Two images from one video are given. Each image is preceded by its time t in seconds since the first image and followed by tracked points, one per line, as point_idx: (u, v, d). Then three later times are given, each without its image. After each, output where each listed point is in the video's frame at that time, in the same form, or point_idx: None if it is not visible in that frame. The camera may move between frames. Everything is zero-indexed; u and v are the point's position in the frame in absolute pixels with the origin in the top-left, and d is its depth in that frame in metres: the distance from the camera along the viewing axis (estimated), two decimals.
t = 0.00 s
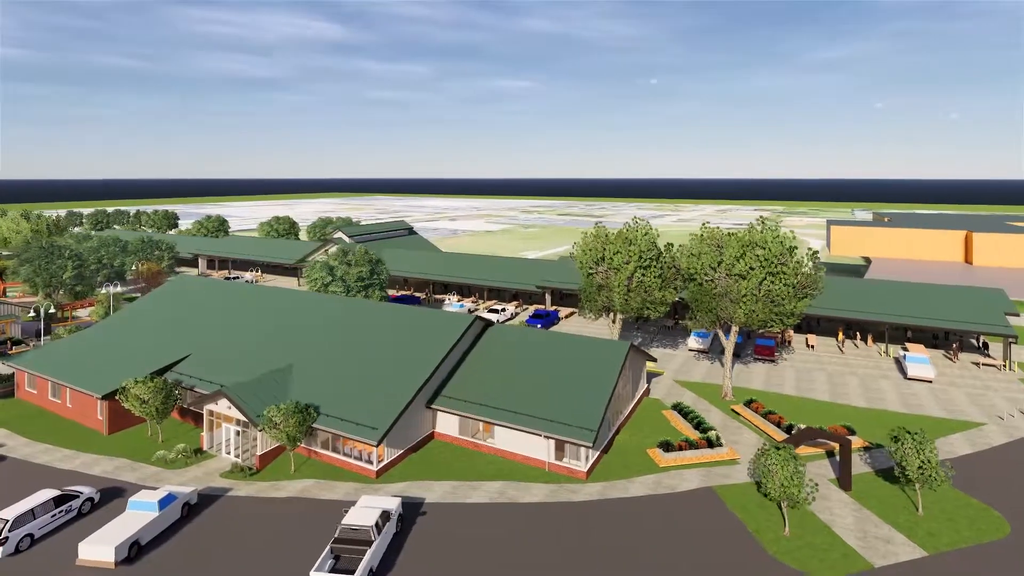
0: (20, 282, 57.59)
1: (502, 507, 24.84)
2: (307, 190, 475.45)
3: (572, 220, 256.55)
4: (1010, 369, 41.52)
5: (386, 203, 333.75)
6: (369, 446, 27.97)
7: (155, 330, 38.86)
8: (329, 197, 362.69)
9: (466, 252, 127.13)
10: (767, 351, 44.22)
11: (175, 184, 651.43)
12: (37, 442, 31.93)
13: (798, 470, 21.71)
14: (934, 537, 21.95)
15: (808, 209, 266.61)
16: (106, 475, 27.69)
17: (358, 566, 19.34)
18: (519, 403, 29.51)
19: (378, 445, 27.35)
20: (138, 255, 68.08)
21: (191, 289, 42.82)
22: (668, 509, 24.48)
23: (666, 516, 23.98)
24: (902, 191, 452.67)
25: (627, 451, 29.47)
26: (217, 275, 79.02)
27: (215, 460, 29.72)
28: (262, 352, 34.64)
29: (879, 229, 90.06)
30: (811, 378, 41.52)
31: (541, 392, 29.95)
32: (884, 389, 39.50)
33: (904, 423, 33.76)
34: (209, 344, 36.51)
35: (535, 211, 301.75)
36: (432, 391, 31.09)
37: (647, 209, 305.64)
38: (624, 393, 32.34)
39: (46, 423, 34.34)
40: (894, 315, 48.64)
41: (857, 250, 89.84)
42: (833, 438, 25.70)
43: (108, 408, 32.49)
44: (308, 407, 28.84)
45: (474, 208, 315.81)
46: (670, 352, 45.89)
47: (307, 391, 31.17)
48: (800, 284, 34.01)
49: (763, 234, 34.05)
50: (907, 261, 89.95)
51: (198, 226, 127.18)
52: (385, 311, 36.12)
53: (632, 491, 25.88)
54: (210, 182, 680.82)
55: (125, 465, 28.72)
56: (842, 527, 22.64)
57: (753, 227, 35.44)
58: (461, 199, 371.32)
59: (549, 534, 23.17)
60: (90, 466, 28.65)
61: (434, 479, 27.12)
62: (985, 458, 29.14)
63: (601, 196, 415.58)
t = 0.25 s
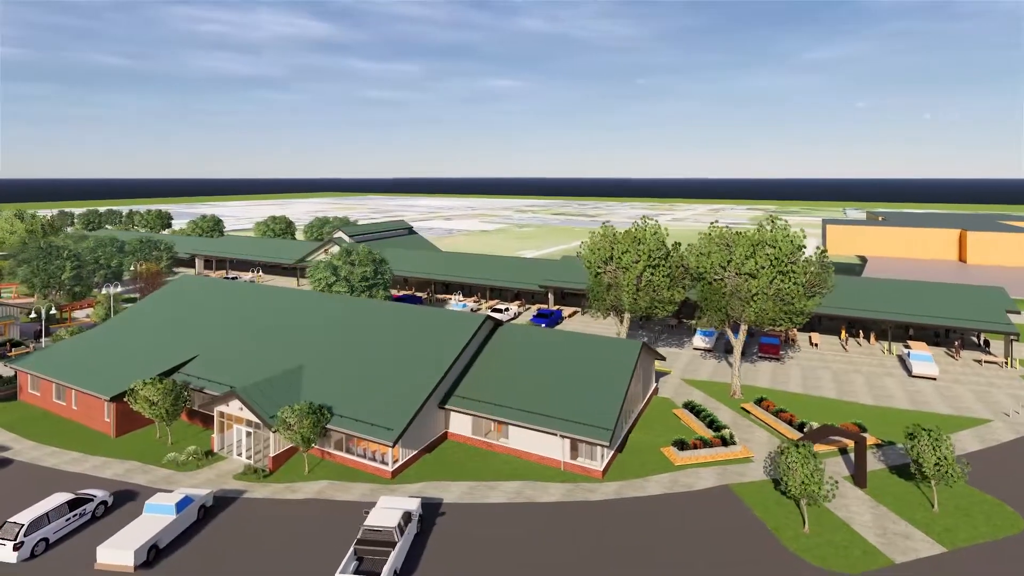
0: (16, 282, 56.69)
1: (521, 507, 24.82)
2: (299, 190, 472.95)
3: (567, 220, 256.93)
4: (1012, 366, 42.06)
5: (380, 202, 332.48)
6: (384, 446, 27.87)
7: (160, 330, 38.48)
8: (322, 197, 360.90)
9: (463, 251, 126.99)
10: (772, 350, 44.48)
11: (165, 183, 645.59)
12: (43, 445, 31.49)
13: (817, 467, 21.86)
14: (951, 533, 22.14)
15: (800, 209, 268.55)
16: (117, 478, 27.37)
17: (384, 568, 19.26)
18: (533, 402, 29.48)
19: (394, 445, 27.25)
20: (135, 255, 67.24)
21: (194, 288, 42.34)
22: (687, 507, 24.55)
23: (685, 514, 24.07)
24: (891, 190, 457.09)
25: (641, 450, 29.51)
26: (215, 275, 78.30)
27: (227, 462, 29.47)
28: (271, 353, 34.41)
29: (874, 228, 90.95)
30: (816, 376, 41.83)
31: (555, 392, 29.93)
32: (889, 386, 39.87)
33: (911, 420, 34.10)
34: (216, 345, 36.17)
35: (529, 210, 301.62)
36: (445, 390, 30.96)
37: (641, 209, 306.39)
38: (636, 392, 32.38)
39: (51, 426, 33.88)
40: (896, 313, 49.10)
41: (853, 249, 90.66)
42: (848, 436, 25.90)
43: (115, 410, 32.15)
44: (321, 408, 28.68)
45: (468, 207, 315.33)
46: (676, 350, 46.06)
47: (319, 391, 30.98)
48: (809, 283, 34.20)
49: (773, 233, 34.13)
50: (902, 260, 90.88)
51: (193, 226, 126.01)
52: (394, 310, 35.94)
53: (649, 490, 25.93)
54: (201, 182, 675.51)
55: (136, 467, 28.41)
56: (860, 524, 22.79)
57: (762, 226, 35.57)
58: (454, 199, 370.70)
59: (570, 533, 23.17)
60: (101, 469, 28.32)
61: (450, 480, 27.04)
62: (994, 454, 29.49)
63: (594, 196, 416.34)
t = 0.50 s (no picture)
0: (14, 283, 55.91)
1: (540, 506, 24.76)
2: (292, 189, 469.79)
3: (562, 219, 257.11)
4: (1015, 363, 42.50)
5: (374, 202, 331.00)
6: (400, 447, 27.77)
7: (166, 331, 38.11)
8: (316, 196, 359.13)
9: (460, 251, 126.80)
10: (777, 348, 44.69)
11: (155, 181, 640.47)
12: (50, 448, 31.07)
13: (838, 465, 21.96)
14: (970, 529, 22.31)
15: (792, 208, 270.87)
16: (130, 481, 27.05)
17: (409, 569, 19.14)
18: (548, 402, 29.46)
19: (411, 446, 27.16)
20: (133, 256, 66.51)
21: (198, 289, 41.89)
22: (705, 506, 24.61)
23: (704, 513, 24.11)
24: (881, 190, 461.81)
25: (656, 448, 29.50)
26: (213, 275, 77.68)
27: (239, 464, 29.20)
28: (280, 354, 34.16)
29: (871, 227, 91.73)
30: (823, 374, 42.06)
31: (570, 391, 29.91)
32: (895, 384, 40.17)
33: (919, 417, 34.39)
34: (225, 346, 35.88)
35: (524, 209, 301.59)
36: (459, 390, 30.87)
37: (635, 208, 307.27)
38: (649, 391, 32.44)
39: (57, 429, 33.41)
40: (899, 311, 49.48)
41: (850, 247, 91.38)
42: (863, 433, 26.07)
43: (124, 412, 31.81)
44: (335, 409, 28.51)
45: (462, 207, 315.05)
46: (682, 349, 46.20)
47: (332, 392, 30.79)
48: (818, 282, 34.41)
49: (783, 232, 34.29)
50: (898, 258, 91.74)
51: (187, 225, 124.92)
52: (403, 310, 35.71)
53: (667, 489, 25.97)
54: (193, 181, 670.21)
55: (148, 470, 28.11)
56: (879, 521, 22.92)
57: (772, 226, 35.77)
58: (449, 198, 370.04)
59: (591, 533, 23.14)
60: (112, 472, 27.98)
61: (466, 480, 26.96)
62: (1004, 451, 29.75)
63: (588, 195, 417.10)
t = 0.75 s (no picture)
0: (13, 284, 55.16)
1: (563, 506, 24.71)
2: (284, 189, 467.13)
3: (557, 219, 257.31)
4: (1019, 360, 42.96)
5: (368, 201, 329.77)
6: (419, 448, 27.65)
7: (174, 331, 37.70)
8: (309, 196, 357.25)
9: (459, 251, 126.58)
10: (784, 347, 44.92)
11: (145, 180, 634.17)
12: (61, 451, 30.66)
13: (863, 463, 22.06)
14: (991, 525, 22.51)
15: (785, 207, 272.60)
16: (145, 484, 26.73)
17: (440, 571, 19.02)
18: (566, 401, 29.43)
19: (431, 446, 27.03)
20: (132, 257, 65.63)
21: (204, 289, 41.39)
22: (728, 504, 24.66)
23: (727, 511, 24.15)
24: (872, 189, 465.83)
25: (673, 447, 29.55)
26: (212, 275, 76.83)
27: (254, 466, 28.93)
28: (292, 354, 33.88)
29: (868, 226, 92.56)
30: (831, 372, 42.30)
31: (587, 390, 29.90)
32: (903, 381, 40.46)
33: (930, 414, 34.67)
34: (236, 346, 35.52)
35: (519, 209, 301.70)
36: (476, 390, 30.75)
37: (629, 207, 308.12)
38: (664, 390, 32.49)
39: (65, 431, 32.97)
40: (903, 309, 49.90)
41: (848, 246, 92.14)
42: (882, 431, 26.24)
43: (136, 414, 31.47)
44: (353, 409, 28.32)
45: (457, 206, 314.63)
46: (689, 348, 46.35)
47: (348, 392, 30.58)
48: (830, 281, 34.62)
49: (795, 232, 34.42)
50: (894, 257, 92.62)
51: (183, 225, 123.88)
52: (416, 309, 35.47)
53: (688, 488, 26.00)
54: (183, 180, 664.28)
55: (163, 472, 27.79)
56: (901, 518, 23.08)
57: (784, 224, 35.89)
58: (443, 197, 369.40)
59: (615, 532, 23.11)
60: (126, 475, 27.63)
61: (486, 480, 26.85)
62: (1017, 448, 30.02)
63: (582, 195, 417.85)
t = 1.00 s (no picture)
0: (13, 285, 54.54)
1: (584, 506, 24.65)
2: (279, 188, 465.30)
3: (553, 218, 257.48)
4: None
5: (364, 201, 329.01)
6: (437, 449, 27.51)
7: (181, 332, 37.37)
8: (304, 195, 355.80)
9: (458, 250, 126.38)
10: (792, 345, 45.05)
11: (137, 180, 629.84)
12: (72, 453, 30.33)
13: (885, 461, 22.08)
14: (1012, 522, 22.64)
15: (780, 207, 273.81)
16: (160, 486, 26.47)
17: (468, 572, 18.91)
18: (582, 400, 29.37)
19: (449, 447, 26.88)
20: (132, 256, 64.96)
21: (212, 289, 41.04)
22: (748, 502, 24.71)
23: (748, 510, 24.17)
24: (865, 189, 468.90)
25: (689, 446, 29.57)
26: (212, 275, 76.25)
27: (269, 467, 28.71)
28: (304, 355, 33.66)
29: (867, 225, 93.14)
30: (839, 370, 42.43)
31: (603, 389, 29.84)
32: (911, 379, 40.65)
33: (940, 412, 34.86)
34: (246, 347, 35.25)
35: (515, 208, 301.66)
36: (491, 390, 30.62)
37: (625, 207, 308.67)
38: (678, 388, 32.50)
39: (74, 433, 32.61)
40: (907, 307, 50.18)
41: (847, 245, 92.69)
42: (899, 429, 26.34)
43: (147, 415, 31.20)
44: (369, 410, 28.14)
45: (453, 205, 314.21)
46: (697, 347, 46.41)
47: (363, 393, 30.39)
48: (841, 280, 34.64)
49: (806, 231, 34.40)
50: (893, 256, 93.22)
51: (180, 225, 123.08)
52: (427, 308, 35.31)
53: (706, 487, 26.00)
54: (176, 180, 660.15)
55: (177, 475, 27.54)
56: (922, 516, 23.17)
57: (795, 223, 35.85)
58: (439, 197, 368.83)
59: (638, 532, 23.07)
60: (140, 477, 27.35)
61: (504, 480, 26.76)
62: None
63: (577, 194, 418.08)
